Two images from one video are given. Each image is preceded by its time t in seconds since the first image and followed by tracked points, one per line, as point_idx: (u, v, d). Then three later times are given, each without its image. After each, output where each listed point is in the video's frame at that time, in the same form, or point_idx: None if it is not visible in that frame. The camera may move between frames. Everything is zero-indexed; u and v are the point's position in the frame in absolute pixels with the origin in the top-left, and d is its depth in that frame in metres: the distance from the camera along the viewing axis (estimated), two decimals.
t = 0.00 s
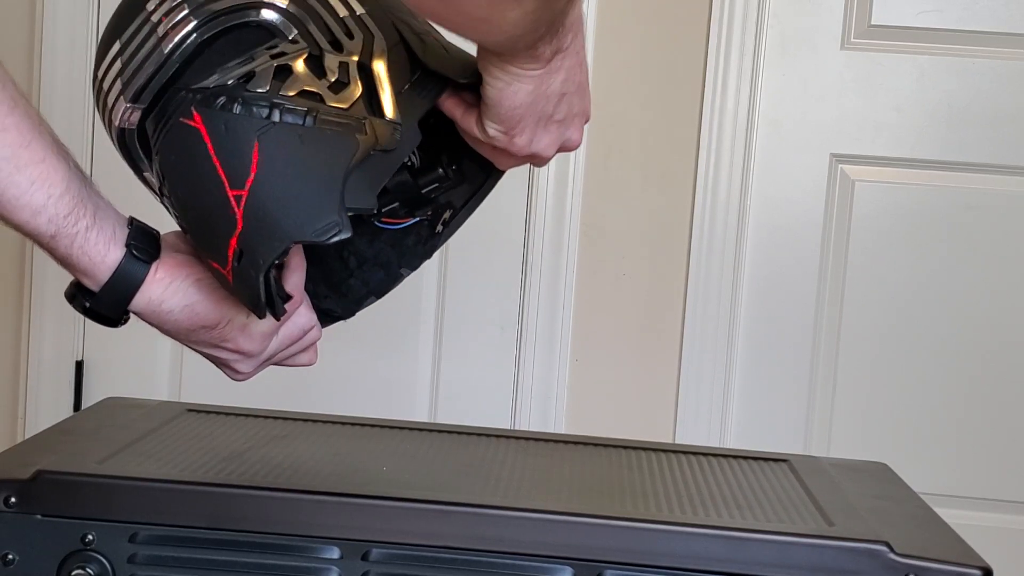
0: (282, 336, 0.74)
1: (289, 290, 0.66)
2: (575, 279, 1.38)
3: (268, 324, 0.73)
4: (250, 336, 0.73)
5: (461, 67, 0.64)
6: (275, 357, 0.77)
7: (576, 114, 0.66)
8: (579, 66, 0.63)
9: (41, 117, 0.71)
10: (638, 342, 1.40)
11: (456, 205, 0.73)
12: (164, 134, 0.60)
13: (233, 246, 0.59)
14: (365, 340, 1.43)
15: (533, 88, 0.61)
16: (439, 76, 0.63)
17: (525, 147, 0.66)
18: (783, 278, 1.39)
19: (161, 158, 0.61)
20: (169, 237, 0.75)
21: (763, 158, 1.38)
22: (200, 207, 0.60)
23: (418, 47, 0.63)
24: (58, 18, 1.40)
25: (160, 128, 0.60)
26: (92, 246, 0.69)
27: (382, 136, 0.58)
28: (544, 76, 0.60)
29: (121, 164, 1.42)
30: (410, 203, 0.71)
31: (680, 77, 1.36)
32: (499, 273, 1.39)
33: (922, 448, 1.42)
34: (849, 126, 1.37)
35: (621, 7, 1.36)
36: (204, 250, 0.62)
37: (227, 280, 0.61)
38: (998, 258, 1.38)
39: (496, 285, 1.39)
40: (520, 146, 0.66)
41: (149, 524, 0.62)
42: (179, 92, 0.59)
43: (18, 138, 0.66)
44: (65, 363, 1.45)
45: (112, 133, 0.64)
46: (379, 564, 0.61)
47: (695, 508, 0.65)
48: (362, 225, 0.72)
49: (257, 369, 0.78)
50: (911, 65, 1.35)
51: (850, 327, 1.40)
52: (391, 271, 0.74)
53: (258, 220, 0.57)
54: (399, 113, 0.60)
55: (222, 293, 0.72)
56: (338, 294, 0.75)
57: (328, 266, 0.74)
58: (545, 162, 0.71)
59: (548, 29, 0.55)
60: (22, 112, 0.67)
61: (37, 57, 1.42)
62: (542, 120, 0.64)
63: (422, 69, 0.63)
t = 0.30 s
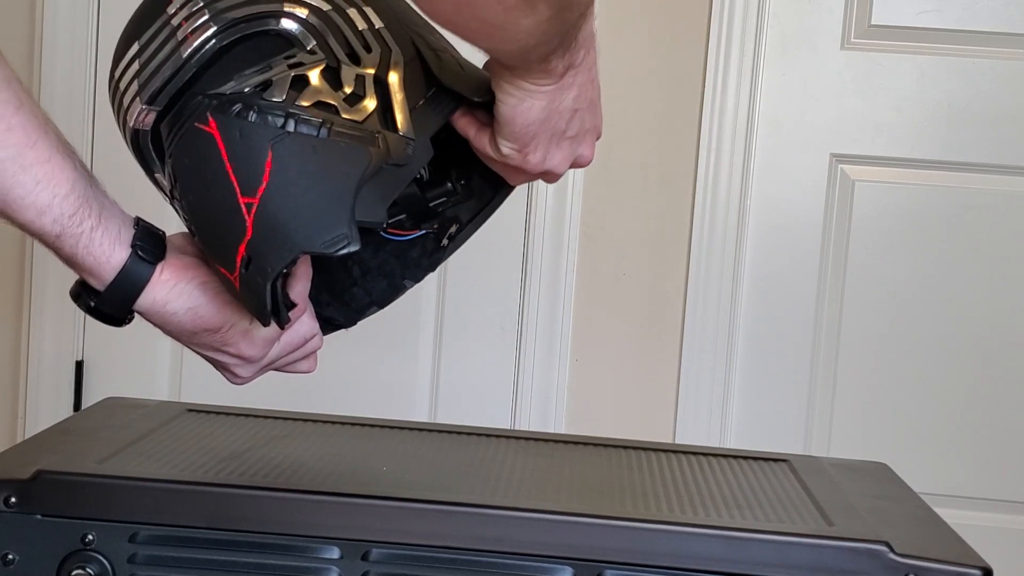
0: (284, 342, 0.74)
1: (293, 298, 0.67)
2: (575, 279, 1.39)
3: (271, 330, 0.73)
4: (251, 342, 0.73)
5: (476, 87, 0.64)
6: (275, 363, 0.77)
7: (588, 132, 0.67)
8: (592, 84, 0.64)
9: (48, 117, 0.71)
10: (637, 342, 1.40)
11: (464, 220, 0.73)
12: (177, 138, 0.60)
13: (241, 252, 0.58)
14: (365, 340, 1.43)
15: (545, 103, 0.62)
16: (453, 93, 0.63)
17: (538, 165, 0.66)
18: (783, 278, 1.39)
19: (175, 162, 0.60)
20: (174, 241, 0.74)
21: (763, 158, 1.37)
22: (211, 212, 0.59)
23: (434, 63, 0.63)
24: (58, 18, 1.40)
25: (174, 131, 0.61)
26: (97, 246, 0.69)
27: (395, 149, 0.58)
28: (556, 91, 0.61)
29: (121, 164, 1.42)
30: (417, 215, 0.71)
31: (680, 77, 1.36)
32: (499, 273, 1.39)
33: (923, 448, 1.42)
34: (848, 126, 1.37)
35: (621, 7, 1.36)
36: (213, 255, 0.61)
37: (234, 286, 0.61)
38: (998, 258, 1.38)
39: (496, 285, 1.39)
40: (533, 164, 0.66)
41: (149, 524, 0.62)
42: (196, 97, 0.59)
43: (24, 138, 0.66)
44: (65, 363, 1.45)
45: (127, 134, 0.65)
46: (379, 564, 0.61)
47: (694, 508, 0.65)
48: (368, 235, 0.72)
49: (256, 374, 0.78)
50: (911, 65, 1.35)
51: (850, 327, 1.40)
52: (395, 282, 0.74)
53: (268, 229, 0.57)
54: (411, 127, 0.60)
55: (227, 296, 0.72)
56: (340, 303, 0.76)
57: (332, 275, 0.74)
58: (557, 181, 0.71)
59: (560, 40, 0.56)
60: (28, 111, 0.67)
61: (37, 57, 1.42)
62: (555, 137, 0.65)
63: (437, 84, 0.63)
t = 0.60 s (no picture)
0: (286, 344, 0.75)
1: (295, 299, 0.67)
2: (575, 279, 1.39)
3: (274, 333, 0.73)
4: (254, 344, 0.73)
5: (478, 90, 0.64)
6: (278, 365, 0.77)
7: (590, 136, 0.67)
8: (592, 87, 0.64)
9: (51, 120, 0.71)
10: (637, 342, 1.40)
11: (465, 222, 0.73)
12: (179, 141, 0.60)
13: (245, 254, 0.58)
14: (365, 339, 1.43)
15: (546, 106, 0.62)
16: (454, 95, 0.63)
17: (539, 169, 0.66)
18: (783, 278, 1.39)
19: (177, 164, 0.60)
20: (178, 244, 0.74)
21: (763, 158, 1.37)
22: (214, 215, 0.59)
23: (436, 66, 0.63)
24: (59, 18, 1.40)
25: (176, 134, 0.60)
26: (100, 249, 0.69)
27: (397, 151, 0.57)
28: (556, 94, 0.61)
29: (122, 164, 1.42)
30: (419, 217, 0.71)
31: (680, 77, 1.36)
32: (499, 272, 1.39)
33: (923, 448, 1.42)
34: (848, 126, 1.37)
35: (620, 7, 1.36)
36: (217, 258, 0.61)
37: (236, 289, 0.61)
38: (998, 259, 1.38)
39: (496, 285, 1.39)
40: (535, 167, 0.66)
41: (149, 524, 0.62)
42: (198, 100, 0.59)
43: (28, 140, 0.66)
44: (65, 363, 1.45)
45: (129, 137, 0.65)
46: (379, 564, 0.62)
47: (694, 508, 0.65)
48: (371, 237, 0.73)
49: (258, 376, 0.78)
50: (911, 65, 1.35)
51: (851, 327, 1.40)
52: (397, 284, 0.74)
53: (271, 232, 0.57)
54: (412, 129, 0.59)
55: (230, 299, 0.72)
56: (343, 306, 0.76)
57: (335, 276, 0.74)
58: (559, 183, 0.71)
59: (559, 44, 0.56)
60: (31, 114, 0.67)
61: (37, 57, 1.42)
62: (557, 141, 0.65)
63: (440, 88, 0.63)
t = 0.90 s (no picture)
0: (290, 349, 0.75)
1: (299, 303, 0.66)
2: (575, 278, 1.39)
3: (278, 338, 0.73)
4: (258, 349, 0.74)
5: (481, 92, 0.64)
6: (281, 371, 0.77)
7: (593, 139, 0.67)
8: (596, 90, 0.64)
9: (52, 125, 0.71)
10: (637, 342, 1.40)
11: (467, 226, 0.73)
12: (183, 146, 0.60)
13: (250, 259, 0.58)
14: (364, 339, 1.43)
15: (549, 110, 0.62)
16: (457, 98, 0.63)
17: (544, 172, 0.66)
18: (783, 278, 1.39)
19: (181, 169, 0.60)
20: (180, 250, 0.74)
21: (763, 158, 1.37)
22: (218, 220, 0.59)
23: (439, 69, 0.63)
24: (58, 19, 1.40)
25: (179, 139, 0.61)
26: (103, 255, 0.68)
27: (401, 155, 0.57)
28: (561, 99, 0.61)
29: (122, 165, 1.42)
30: (420, 221, 0.71)
31: (680, 77, 1.36)
32: (499, 272, 1.39)
33: (923, 448, 1.42)
34: (848, 126, 1.37)
35: (620, 7, 1.36)
36: (220, 263, 0.61)
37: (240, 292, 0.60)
38: (998, 259, 1.38)
39: (496, 284, 1.39)
40: (538, 170, 0.66)
41: (149, 524, 0.62)
42: (202, 105, 0.59)
43: (29, 146, 0.66)
44: (65, 363, 1.45)
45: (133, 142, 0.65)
46: (379, 564, 0.61)
47: (694, 508, 0.65)
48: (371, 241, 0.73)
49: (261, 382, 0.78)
50: (911, 65, 1.35)
51: (850, 327, 1.40)
52: (398, 288, 0.74)
53: (275, 236, 0.56)
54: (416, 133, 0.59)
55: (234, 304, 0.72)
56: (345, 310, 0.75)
57: (336, 281, 0.74)
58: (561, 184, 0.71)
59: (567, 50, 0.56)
60: (32, 120, 0.67)
61: (36, 58, 1.42)
62: (562, 145, 0.65)
63: (442, 91, 0.63)
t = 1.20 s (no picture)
0: (292, 345, 0.74)
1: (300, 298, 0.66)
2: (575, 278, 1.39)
3: (280, 335, 0.73)
4: (260, 346, 0.73)
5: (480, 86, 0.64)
6: (283, 367, 0.77)
7: (596, 131, 0.67)
8: (598, 83, 0.64)
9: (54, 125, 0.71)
10: (637, 342, 1.40)
11: (464, 222, 0.73)
12: (184, 143, 0.60)
13: (252, 255, 0.58)
14: (364, 339, 1.43)
15: (552, 103, 0.62)
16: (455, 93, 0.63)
17: (546, 162, 0.66)
18: (783, 278, 1.39)
19: (182, 166, 0.60)
20: (181, 249, 0.74)
21: (763, 158, 1.37)
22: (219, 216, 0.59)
23: (438, 64, 0.63)
24: (59, 19, 1.41)
25: (180, 136, 0.61)
26: (104, 254, 0.68)
27: (402, 150, 0.57)
28: (561, 90, 0.61)
29: (123, 165, 1.42)
30: (419, 218, 0.71)
31: (680, 77, 1.36)
32: (499, 272, 1.39)
33: (923, 448, 1.42)
34: (849, 126, 1.37)
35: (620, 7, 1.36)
36: (220, 258, 0.61)
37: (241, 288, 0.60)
38: (998, 259, 1.38)
39: (496, 284, 1.39)
40: (541, 161, 0.66)
41: (149, 524, 0.62)
42: (201, 102, 0.59)
43: (30, 146, 0.66)
44: (65, 363, 1.45)
45: (134, 143, 0.65)
46: (379, 564, 0.61)
47: (694, 508, 0.65)
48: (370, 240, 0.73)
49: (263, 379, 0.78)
50: (911, 66, 1.35)
51: (850, 327, 1.40)
52: (397, 285, 0.74)
53: (277, 230, 0.56)
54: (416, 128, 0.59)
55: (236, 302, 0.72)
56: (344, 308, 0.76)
57: (335, 280, 0.74)
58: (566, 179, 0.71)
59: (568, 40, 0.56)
60: (33, 120, 0.67)
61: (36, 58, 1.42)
62: (564, 135, 0.65)
63: (441, 86, 0.63)
